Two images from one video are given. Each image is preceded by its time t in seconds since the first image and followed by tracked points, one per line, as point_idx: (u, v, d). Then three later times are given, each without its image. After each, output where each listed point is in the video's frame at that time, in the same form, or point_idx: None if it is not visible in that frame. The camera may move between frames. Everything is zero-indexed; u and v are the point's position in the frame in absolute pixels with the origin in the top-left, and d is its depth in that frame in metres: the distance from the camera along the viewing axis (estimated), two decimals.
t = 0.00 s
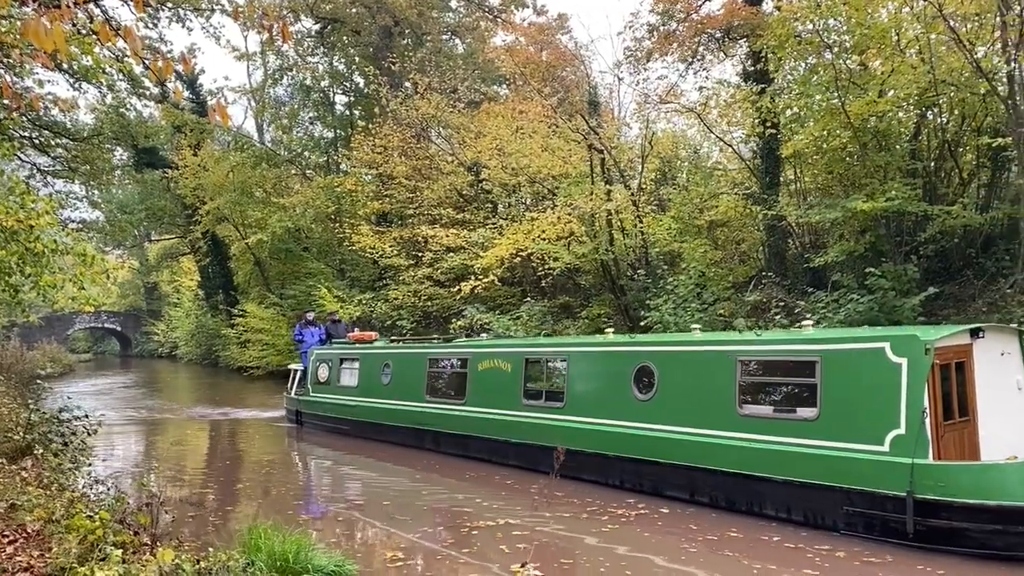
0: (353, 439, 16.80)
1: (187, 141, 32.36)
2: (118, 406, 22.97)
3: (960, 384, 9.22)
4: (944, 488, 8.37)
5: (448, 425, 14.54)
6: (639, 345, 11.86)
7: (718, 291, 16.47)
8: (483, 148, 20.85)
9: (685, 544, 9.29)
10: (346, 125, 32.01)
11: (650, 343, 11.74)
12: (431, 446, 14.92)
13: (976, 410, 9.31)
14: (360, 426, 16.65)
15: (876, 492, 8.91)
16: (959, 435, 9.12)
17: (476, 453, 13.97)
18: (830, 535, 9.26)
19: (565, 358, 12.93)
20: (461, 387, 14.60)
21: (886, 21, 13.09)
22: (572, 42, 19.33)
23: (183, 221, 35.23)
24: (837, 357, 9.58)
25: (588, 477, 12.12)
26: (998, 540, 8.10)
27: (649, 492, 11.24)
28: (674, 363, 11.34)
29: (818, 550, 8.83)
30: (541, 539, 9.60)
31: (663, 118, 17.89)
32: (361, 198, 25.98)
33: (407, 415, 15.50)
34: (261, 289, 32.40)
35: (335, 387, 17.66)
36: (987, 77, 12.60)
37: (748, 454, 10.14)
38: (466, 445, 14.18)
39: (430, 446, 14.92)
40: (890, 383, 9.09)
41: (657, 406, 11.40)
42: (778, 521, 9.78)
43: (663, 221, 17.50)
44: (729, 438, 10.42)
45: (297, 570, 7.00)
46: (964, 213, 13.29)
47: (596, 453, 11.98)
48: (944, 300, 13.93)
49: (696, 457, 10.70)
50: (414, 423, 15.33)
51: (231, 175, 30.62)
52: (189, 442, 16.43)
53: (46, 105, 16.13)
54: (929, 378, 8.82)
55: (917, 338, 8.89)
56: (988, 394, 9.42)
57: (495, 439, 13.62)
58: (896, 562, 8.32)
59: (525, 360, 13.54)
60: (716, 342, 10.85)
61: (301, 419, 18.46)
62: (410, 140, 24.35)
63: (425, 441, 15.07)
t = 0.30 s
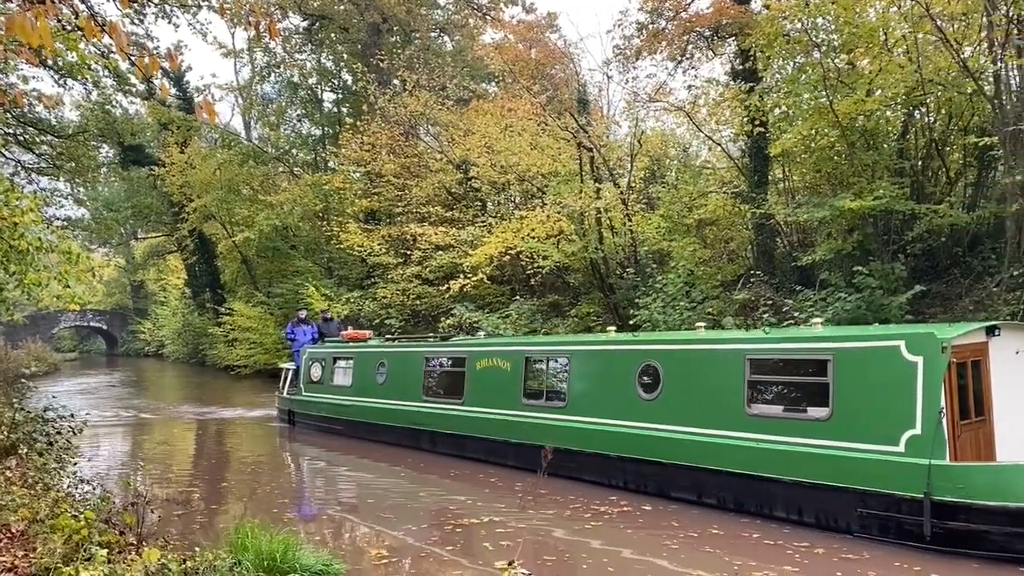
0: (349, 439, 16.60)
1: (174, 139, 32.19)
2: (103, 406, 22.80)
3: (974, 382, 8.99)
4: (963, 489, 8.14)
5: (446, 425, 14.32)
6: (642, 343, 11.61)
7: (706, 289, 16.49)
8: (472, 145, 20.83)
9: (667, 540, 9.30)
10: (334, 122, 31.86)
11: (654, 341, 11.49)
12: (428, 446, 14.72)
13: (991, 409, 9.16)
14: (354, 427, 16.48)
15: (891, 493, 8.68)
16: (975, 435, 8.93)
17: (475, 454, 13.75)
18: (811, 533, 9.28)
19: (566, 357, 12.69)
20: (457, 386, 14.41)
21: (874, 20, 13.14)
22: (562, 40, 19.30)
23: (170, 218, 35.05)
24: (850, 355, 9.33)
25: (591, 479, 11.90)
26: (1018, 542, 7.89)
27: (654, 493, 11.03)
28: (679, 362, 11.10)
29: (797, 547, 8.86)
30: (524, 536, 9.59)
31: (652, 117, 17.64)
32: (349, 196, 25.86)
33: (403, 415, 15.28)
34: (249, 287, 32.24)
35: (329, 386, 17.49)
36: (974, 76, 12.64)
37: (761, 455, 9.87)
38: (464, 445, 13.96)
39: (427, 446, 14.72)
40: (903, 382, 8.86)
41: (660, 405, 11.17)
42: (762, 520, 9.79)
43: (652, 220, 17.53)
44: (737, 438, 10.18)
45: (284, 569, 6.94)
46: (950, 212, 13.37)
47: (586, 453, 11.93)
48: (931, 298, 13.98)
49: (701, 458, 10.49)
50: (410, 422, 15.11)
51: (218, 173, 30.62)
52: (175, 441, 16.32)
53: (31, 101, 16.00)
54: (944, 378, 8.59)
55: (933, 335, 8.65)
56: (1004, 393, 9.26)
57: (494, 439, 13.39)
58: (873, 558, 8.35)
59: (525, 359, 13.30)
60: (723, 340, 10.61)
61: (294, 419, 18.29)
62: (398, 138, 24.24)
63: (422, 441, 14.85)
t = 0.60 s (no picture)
0: (344, 440, 16.45)
1: (162, 137, 32.05)
2: (90, 405, 22.68)
3: (993, 383, 8.80)
4: (983, 492, 7.94)
5: (444, 426, 14.13)
6: (648, 342, 11.38)
7: (695, 289, 16.54)
8: (462, 144, 20.85)
9: (649, 539, 9.33)
10: (323, 122, 31.73)
11: (659, 341, 11.27)
12: (426, 447, 14.55)
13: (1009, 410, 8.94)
14: (350, 427, 16.33)
15: (908, 497, 8.47)
16: (994, 436, 8.74)
17: (473, 455, 13.57)
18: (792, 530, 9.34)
19: (569, 356, 12.45)
20: (455, 386, 14.22)
21: (862, 20, 13.16)
22: (551, 40, 19.27)
23: (158, 217, 34.88)
24: (864, 355, 9.10)
25: (595, 481, 11.72)
26: None
27: (660, 496, 10.82)
28: (685, 362, 10.89)
29: (776, 544, 8.90)
30: (508, 534, 9.61)
31: (642, 117, 17.58)
32: (338, 195, 25.78)
33: (401, 415, 15.11)
34: (237, 286, 32.12)
35: (325, 386, 17.36)
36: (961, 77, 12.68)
37: (750, 454, 9.87)
38: (461, 446, 13.83)
39: (425, 447, 14.55)
40: (919, 383, 8.63)
41: (665, 405, 10.97)
42: (746, 518, 9.83)
43: (642, 219, 17.56)
44: (737, 439, 10.06)
45: (272, 569, 6.92)
46: (938, 212, 13.45)
47: (582, 454, 11.87)
48: (918, 297, 14.06)
49: (706, 459, 10.31)
50: (408, 422, 14.93)
51: (206, 172, 30.40)
52: (163, 441, 16.24)
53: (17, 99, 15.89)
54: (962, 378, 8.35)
55: (950, 334, 8.42)
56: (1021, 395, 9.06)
57: (494, 440, 13.22)
58: (850, 556, 8.41)
59: (526, 359, 13.07)
60: (731, 340, 10.39)
61: (288, 420, 18.14)
62: (388, 137, 24.19)
63: (421, 442, 14.68)
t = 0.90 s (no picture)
0: (341, 441, 16.27)
1: (152, 135, 31.90)
2: (78, 405, 22.56)
3: (1012, 381, 8.53)
4: (1007, 495, 7.66)
5: (444, 427, 13.89)
6: (655, 341, 11.10)
7: (686, 288, 16.50)
8: (453, 143, 20.88)
9: (634, 536, 9.34)
10: (314, 121, 31.35)
11: (666, 339, 10.99)
12: (425, 448, 14.34)
13: None
14: (348, 428, 16.11)
15: (928, 499, 8.21)
16: (1014, 437, 8.45)
17: (475, 456, 13.34)
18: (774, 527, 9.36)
19: (574, 356, 12.18)
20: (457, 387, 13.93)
21: (852, 21, 13.15)
22: (543, 39, 19.29)
23: (147, 216, 34.70)
24: (882, 355, 8.82)
25: (600, 483, 11.48)
26: None
27: (668, 498, 10.56)
28: (693, 362, 10.62)
29: (759, 541, 8.92)
30: (495, 532, 9.61)
31: (633, 116, 17.66)
32: (328, 194, 25.71)
33: (400, 415, 14.86)
34: (228, 285, 31.99)
35: (322, 386, 17.16)
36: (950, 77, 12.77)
37: (752, 455, 9.68)
38: (451, 445, 13.79)
39: (425, 448, 14.32)
40: (939, 383, 8.37)
41: (671, 405, 10.71)
42: (730, 515, 9.85)
43: (632, 218, 17.46)
44: (744, 439, 9.84)
45: (262, 569, 6.89)
46: (927, 212, 13.44)
47: (576, 452, 11.72)
48: (908, 297, 14.12)
49: (712, 460, 10.07)
50: (407, 422, 14.69)
51: (197, 170, 30.22)
52: (151, 441, 16.15)
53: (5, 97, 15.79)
54: (984, 379, 8.11)
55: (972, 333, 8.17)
56: None
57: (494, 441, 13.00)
58: (832, 553, 8.44)
59: (530, 358, 12.79)
60: (741, 339, 10.13)
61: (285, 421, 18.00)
62: (379, 136, 24.13)
63: (421, 442, 14.44)
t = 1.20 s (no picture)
0: (339, 441, 16.10)
1: (143, 135, 31.79)
2: (69, 405, 22.46)
3: None
4: None
5: (445, 428, 13.71)
6: (659, 341, 10.92)
7: (678, 288, 16.50)
8: (446, 143, 20.87)
9: (620, 534, 9.36)
10: (307, 120, 31.33)
11: (671, 339, 10.82)
12: (426, 450, 14.13)
13: None
14: (347, 428, 15.93)
15: (952, 503, 8.00)
16: None
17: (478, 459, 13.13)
18: (773, 529, 9.28)
19: (579, 356, 11.97)
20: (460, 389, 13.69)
21: (843, 22, 13.22)
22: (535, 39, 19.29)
23: (138, 216, 34.56)
24: (902, 354, 8.58)
25: (608, 486, 11.25)
26: None
27: (679, 501, 10.35)
28: (701, 362, 10.43)
29: (743, 540, 8.95)
30: (482, 531, 9.63)
31: (626, 116, 17.66)
32: (320, 194, 25.66)
33: (400, 415, 14.68)
34: (219, 285, 31.88)
35: (320, 387, 16.95)
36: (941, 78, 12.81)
37: (744, 454, 9.69)
38: (442, 445, 13.82)
39: (426, 451, 14.10)
40: (959, 383, 8.15)
41: (671, 406, 10.63)
42: (717, 513, 9.90)
43: (625, 218, 17.45)
44: (740, 439, 9.79)
45: (255, 569, 6.88)
46: (918, 213, 13.49)
47: (571, 452, 11.67)
48: (899, 297, 14.18)
49: (709, 460, 10.03)
50: (407, 423, 14.51)
51: (188, 170, 30.38)
52: (142, 442, 16.08)
53: None
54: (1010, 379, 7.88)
55: (996, 333, 7.93)
56: None
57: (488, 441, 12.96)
58: (815, 551, 8.48)
59: (535, 357, 12.56)
60: (747, 338, 9.98)
61: (283, 421, 17.82)
62: (372, 135, 24.09)
63: (422, 444, 14.21)
